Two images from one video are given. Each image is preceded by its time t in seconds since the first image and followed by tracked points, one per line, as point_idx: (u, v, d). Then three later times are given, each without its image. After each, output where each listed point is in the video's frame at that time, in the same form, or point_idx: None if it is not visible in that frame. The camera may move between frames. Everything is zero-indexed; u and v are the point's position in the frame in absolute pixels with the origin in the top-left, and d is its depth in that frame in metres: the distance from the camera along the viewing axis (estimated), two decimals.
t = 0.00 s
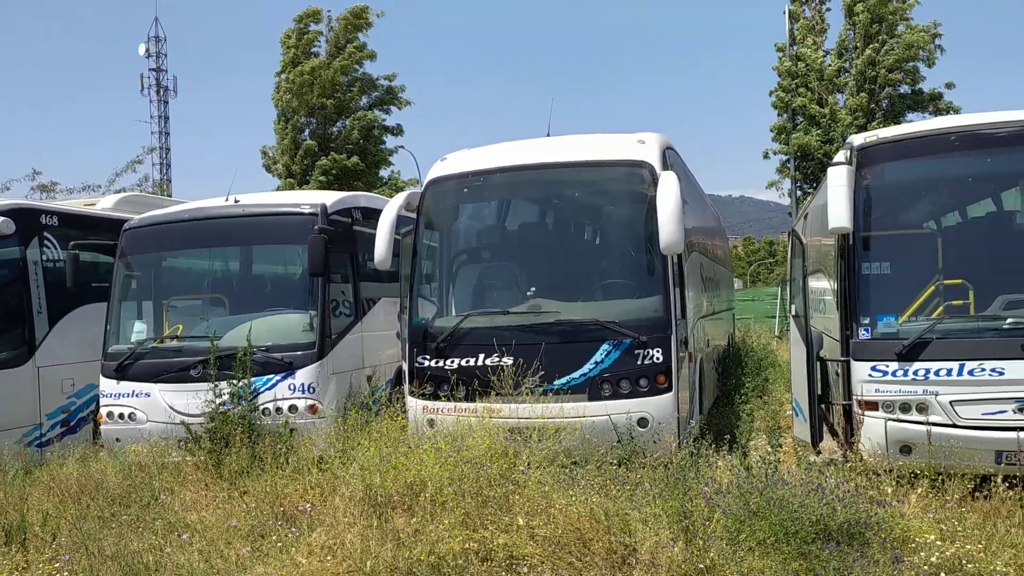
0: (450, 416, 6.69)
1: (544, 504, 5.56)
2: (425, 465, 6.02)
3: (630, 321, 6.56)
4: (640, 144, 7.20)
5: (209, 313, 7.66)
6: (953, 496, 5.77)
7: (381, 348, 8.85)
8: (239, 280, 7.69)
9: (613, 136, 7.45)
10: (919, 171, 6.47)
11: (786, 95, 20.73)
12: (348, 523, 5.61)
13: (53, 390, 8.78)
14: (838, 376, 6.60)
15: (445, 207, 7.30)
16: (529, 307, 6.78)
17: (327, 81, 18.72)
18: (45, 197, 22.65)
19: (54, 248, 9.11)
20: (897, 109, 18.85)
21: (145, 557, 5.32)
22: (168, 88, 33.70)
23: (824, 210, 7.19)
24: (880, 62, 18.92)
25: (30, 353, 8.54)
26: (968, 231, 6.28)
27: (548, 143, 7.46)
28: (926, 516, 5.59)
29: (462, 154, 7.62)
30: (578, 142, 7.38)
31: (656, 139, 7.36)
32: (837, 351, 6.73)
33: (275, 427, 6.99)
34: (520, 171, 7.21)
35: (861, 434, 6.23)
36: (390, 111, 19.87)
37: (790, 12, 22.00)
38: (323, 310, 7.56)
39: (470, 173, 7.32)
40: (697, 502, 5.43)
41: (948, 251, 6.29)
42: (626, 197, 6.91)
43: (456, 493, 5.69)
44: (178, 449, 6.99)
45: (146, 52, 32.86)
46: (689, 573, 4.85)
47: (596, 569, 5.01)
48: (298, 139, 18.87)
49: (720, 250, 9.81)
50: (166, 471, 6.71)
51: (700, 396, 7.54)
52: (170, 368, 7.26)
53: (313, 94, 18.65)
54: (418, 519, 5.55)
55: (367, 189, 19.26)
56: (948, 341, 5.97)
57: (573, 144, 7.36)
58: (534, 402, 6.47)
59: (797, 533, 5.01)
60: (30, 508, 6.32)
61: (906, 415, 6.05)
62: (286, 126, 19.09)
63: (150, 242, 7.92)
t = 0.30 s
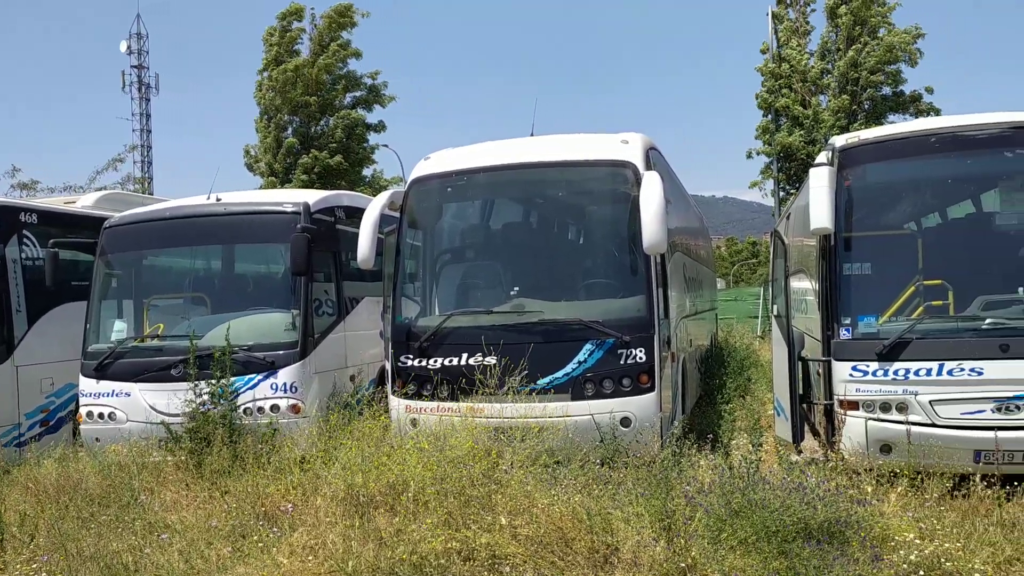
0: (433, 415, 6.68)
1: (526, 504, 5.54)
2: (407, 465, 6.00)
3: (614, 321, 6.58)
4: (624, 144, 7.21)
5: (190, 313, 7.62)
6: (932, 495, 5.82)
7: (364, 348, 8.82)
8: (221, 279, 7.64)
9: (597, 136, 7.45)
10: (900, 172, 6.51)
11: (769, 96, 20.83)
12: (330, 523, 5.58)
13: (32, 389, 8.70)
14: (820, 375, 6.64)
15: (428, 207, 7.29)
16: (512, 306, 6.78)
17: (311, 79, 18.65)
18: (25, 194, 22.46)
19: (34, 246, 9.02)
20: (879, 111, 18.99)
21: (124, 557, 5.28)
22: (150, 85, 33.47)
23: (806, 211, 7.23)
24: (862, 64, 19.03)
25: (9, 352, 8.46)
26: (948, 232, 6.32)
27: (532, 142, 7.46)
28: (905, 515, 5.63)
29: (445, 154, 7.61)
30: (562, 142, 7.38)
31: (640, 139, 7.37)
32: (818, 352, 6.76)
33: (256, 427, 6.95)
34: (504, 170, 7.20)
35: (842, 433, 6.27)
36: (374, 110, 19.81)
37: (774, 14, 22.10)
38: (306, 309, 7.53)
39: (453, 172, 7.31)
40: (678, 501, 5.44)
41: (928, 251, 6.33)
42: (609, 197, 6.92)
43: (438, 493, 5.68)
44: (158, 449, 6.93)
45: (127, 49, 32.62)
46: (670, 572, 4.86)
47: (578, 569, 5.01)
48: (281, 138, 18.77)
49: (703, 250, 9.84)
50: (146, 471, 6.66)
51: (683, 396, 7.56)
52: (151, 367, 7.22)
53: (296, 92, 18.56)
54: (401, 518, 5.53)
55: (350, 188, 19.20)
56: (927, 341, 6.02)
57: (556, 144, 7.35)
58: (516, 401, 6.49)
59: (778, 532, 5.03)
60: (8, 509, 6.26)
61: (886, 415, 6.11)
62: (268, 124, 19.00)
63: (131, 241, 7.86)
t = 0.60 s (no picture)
0: (415, 415, 6.66)
1: (508, 504, 5.54)
2: (389, 465, 5.98)
3: (596, 320, 6.59)
4: (606, 144, 7.21)
5: (170, 312, 7.54)
6: (911, 493, 5.86)
7: (347, 348, 8.80)
8: (202, 278, 7.59)
9: (579, 136, 7.46)
10: (880, 173, 6.56)
11: (752, 96, 20.94)
12: (311, 523, 5.55)
13: (10, 390, 8.61)
14: (801, 375, 6.69)
15: (411, 206, 7.26)
16: (494, 306, 6.78)
17: (293, 78, 18.57)
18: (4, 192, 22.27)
19: (11, 245, 8.92)
20: (860, 111, 19.12)
21: (102, 559, 5.24)
22: (130, 82, 33.21)
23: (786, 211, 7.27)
24: (842, 64, 19.13)
25: None
26: (927, 232, 6.37)
27: (515, 142, 7.45)
28: (884, 513, 5.67)
29: (428, 153, 7.59)
30: (544, 141, 7.37)
31: (622, 139, 7.38)
32: (799, 351, 6.80)
33: (237, 427, 6.90)
34: (486, 170, 7.19)
35: (822, 432, 6.31)
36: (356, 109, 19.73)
37: (756, 15, 22.20)
38: (287, 308, 7.49)
39: (436, 171, 7.29)
40: (660, 500, 5.45)
41: (907, 251, 6.38)
42: (591, 197, 6.93)
43: (420, 493, 5.66)
44: (137, 450, 6.87)
45: (108, 46, 32.35)
46: (652, 572, 4.86)
47: (560, 568, 5.01)
48: (263, 136, 18.67)
49: (686, 250, 9.87)
50: (125, 472, 6.60)
51: (665, 395, 7.58)
52: (130, 367, 7.16)
53: (277, 90, 18.48)
54: (382, 518, 5.51)
55: (332, 186, 19.13)
56: (906, 340, 6.07)
57: (539, 143, 7.35)
58: (499, 400, 6.46)
59: (759, 530, 5.03)
60: None
61: (866, 414, 6.14)
62: (250, 122, 18.88)
63: (110, 239, 7.80)
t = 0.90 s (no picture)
0: (397, 415, 6.64)
1: (490, 504, 5.54)
2: (371, 466, 5.95)
3: (578, 320, 6.60)
4: (589, 144, 7.22)
5: (150, 312, 7.48)
6: (890, 491, 5.91)
7: (329, 348, 8.77)
8: (183, 277, 7.54)
9: (562, 135, 7.46)
10: (860, 173, 6.60)
11: (734, 96, 21.06)
12: (292, 523, 5.51)
13: None
14: (781, 374, 6.73)
15: (393, 205, 7.24)
16: (477, 306, 6.78)
17: (275, 76, 18.48)
18: None
19: None
20: (841, 112, 19.25)
21: (80, 560, 5.20)
22: (111, 80, 32.95)
23: (768, 211, 7.31)
24: (822, 65, 19.27)
25: None
26: (907, 232, 6.41)
27: (497, 141, 7.44)
28: (863, 511, 5.70)
29: (411, 152, 7.57)
30: (527, 141, 7.37)
31: (605, 139, 7.38)
32: (780, 350, 6.83)
33: (217, 427, 6.84)
34: (469, 169, 7.18)
35: (803, 430, 6.36)
36: (339, 107, 19.66)
37: (738, 16, 22.34)
38: (269, 308, 7.45)
39: (418, 170, 7.27)
40: (643, 499, 5.46)
41: (887, 251, 6.42)
42: (574, 197, 6.94)
43: (402, 493, 5.64)
44: (117, 451, 6.82)
45: (89, 44, 32.09)
46: (634, 571, 4.85)
47: (541, 568, 5.01)
48: (244, 134, 18.56)
49: (669, 250, 9.91)
50: (105, 474, 6.54)
51: (647, 395, 7.61)
52: (109, 367, 7.10)
53: (259, 89, 18.39)
54: (364, 518, 5.49)
55: (315, 185, 19.06)
56: (886, 340, 6.11)
57: (522, 143, 7.34)
58: (481, 400, 6.46)
59: (740, 529, 5.08)
60: None
61: (846, 412, 6.18)
62: (231, 120, 18.76)
63: (90, 238, 7.73)
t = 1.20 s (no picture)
0: (379, 415, 6.62)
1: (472, 503, 5.53)
2: (353, 466, 5.92)
3: (561, 319, 6.62)
4: (571, 144, 7.23)
5: (130, 311, 7.44)
6: (870, 489, 5.94)
7: (311, 347, 8.74)
8: (163, 277, 7.48)
9: (544, 135, 7.46)
10: (840, 173, 6.64)
11: (716, 96, 21.17)
12: (273, 524, 5.47)
13: None
14: (762, 373, 6.76)
15: (375, 204, 7.21)
16: (459, 305, 6.77)
17: (256, 75, 18.37)
18: None
19: None
20: (821, 112, 19.38)
21: (58, 563, 5.15)
22: (91, 78, 32.67)
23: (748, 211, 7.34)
24: (801, 65, 19.37)
25: None
26: (886, 232, 6.46)
27: (479, 141, 7.43)
28: (843, 508, 5.73)
29: (392, 151, 7.54)
30: (509, 141, 7.36)
31: (587, 138, 7.39)
32: (761, 349, 6.86)
33: (198, 428, 6.81)
34: (451, 169, 7.17)
35: (785, 429, 6.39)
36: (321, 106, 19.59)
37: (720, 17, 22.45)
38: (250, 308, 7.40)
39: (400, 170, 7.25)
40: (626, 498, 5.46)
41: (867, 251, 6.46)
42: (556, 196, 6.95)
43: (384, 493, 5.62)
44: (95, 452, 6.76)
45: (67, 42, 31.79)
46: (616, 570, 4.83)
47: (524, 567, 5.02)
48: (225, 133, 18.45)
49: (651, 249, 9.92)
50: (83, 475, 6.48)
51: (630, 394, 7.63)
52: (88, 367, 7.03)
53: (240, 88, 18.29)
54: (346, 519, 5.46)
55: (297, 185, 18.98)
56: (866, 339, 6.16)
57: (503, 142, 7.34)
58: (463, 400, 6.46)
59: (721, 527, 5.11)
60: None
61: (827, 411, 6.22)
62: (212, 119, 18.64)
63: (68, 237, 7.66)
